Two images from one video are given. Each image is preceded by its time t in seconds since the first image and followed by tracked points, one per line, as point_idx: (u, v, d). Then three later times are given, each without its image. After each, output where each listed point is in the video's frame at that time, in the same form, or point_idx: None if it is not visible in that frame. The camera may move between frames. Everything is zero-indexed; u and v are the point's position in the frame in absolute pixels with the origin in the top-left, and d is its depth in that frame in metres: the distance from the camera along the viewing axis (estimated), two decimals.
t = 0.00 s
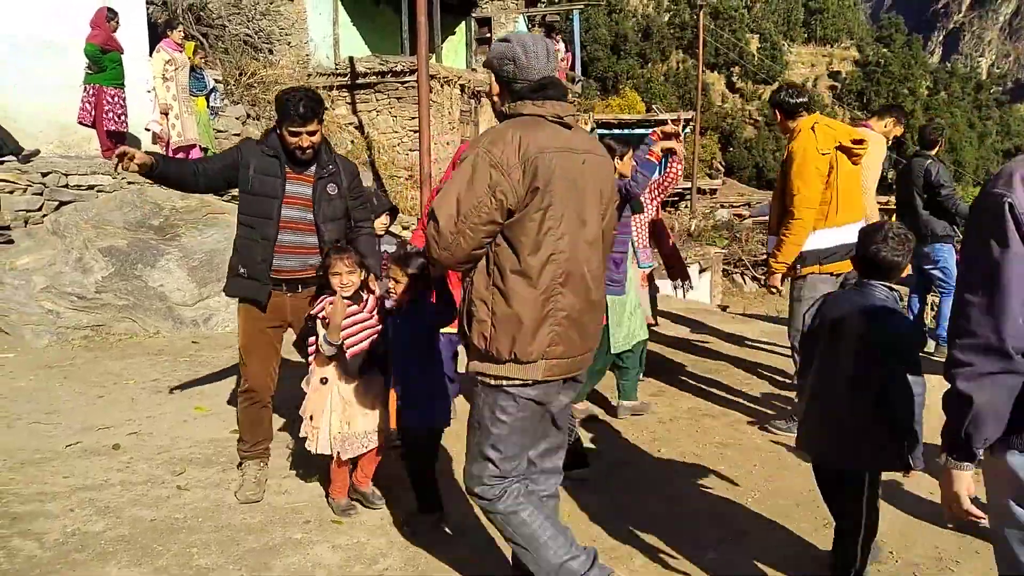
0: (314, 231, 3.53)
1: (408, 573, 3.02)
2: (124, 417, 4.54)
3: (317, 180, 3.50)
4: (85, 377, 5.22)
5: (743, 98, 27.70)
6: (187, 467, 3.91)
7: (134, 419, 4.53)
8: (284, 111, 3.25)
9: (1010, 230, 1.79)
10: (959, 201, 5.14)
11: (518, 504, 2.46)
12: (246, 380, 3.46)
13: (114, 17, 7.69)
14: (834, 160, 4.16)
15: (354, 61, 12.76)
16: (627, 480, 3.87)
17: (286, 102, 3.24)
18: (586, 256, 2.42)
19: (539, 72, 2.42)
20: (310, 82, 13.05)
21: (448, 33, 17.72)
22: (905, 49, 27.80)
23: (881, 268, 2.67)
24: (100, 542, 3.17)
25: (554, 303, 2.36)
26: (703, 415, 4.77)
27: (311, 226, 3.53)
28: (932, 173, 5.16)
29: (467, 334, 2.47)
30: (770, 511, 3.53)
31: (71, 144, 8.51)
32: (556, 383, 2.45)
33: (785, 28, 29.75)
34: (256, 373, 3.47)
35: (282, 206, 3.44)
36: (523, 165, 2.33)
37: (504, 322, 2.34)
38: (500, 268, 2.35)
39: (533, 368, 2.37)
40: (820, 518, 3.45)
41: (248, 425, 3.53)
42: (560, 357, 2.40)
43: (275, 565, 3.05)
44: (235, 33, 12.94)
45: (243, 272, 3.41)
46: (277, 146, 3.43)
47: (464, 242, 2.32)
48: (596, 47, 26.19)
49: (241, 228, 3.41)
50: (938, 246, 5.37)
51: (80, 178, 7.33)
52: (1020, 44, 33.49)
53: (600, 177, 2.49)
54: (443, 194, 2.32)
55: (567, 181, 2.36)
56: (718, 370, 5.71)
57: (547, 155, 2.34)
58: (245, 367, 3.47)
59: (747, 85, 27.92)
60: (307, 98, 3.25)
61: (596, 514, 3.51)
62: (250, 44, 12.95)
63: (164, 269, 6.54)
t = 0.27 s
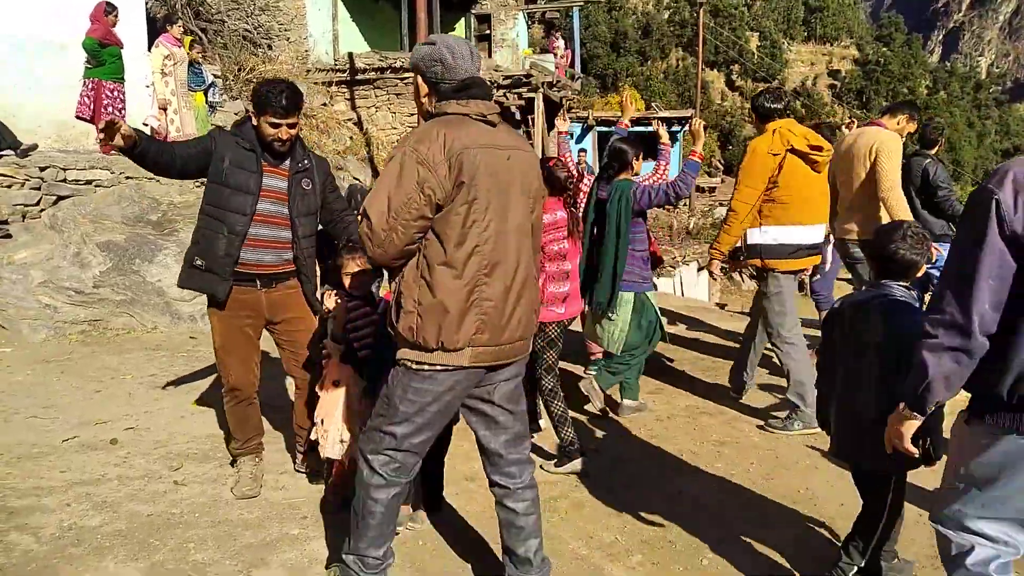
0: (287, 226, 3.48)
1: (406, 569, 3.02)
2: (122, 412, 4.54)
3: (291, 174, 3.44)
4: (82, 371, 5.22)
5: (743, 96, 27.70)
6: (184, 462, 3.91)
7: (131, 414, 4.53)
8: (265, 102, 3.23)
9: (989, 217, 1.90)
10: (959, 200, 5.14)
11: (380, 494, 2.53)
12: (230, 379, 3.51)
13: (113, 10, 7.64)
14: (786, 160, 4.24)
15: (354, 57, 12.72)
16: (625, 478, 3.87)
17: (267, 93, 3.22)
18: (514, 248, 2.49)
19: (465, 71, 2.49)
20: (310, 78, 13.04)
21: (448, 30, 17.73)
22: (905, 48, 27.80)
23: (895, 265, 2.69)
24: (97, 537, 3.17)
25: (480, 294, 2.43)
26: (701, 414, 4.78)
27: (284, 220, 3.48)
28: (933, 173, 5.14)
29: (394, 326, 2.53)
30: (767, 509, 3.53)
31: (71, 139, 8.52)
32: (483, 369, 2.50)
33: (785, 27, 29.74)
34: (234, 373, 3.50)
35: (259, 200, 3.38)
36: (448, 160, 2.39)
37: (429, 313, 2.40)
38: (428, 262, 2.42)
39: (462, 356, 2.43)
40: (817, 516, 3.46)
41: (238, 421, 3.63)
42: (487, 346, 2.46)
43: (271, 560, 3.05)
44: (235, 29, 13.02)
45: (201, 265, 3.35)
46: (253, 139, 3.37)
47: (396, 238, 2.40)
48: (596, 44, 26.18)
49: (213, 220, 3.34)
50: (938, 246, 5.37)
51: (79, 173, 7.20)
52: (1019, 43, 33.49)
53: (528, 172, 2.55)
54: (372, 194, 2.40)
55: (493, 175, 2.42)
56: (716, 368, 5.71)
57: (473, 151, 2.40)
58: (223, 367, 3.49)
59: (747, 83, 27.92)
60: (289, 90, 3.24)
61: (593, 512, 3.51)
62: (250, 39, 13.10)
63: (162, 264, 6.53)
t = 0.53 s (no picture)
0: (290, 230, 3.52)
1: (411, 569, 3.02)
2: (128, 411, 4.55)
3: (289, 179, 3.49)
4: (88, 370, 5.23)
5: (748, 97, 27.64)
6: (190, 460, 3.92)
7: (137, 412, 4.54)
8: (262, 108, 3.29)
9: (972, 214, 2.07)
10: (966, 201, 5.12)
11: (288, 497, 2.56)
12: (234, 387, 3.50)
13: (119, 10, 7.66)
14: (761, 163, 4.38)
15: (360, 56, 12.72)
16: (631, 479, 3.87)
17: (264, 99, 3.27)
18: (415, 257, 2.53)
19: (367, 85, 2.56)
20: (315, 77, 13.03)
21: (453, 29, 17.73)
22: (911, 49, 27.72)
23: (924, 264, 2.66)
24: (103, 535, 3.17)
25: (373, 303, 2.48)
26: (706, 414, 4.77)
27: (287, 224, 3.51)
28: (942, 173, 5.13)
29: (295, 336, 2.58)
30: (773, 510, 3.53)
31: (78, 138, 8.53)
32: (379, 377, 2.54)
33: (791, 27, 29.66)
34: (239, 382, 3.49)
35: (260, 208, 3.40)
36: (339, 176, 2.43)
37: (322, 324, 2.45)
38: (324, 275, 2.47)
39: (356, 362, 2.47)
40: (823, 518, 3.45)
41: (243, 428, 3.62)
42: (385, 354, 2.50)
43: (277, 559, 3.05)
44: (241, 28, 13.02)
45: (202, 275, 3.33)
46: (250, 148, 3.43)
47: (293, 253, 2.45)
48: (602, 44, 26.14)
49: (210, 228, 3.34)
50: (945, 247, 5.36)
51: (86, 172, 7.26)
52: None
53: (429, 182, 2.59)
54: (270, 212, 2.46)
55: (388, 186, 2.47)
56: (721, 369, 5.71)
57: (366, 165, 2.45)
58: (229, 376, 3.48)
59: (753, 83, 27.86)
60: (286, 95, 3.31)
61: (599, 513, 3.51)
62: (256, 39, 13.06)
63: (168, 263, 6.54)
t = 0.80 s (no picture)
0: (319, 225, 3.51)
1: (415, 570, 3.02)
2: (134, 411, 4.57)
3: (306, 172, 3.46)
4: (94, 370, 5.24)
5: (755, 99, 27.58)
6: (196, 461, 3.93)
7: (144, 413, 4.55)
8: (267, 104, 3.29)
9: (950, 204, 2.25)
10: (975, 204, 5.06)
11: (268, 501, 2.65)
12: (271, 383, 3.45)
13: (129, 12, 7.73)
14: (742, 163, 4.72)
15: (366, 58, 12.75)
16: (639, 481, 3.87)
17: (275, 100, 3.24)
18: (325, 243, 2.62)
19: (267, 73, 2.61)
20: (322, 80, 13.06)
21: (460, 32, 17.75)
22: (919, 51, 27.62)
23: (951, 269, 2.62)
24: (109, 535, 3.18)
25: (283, 287, 2.55)
26: (712, 417, 4.76)
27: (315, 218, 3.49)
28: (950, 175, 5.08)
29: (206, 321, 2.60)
30: (778, 513, 3.51)
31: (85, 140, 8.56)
32: (296, 360, 2.61)
33: (798, 29, 29.58)
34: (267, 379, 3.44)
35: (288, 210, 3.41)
36: (248, 161, 2.46)
37: (231, 309, 2.50)
38: (233, 259, 2.51)
39: (273, 347, 2.54)
40: (830, 520, 3.44)
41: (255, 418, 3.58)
42: (299, 338, 2.58)
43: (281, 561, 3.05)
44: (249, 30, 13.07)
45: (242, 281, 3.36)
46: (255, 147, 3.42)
47: (203, 237, 2.45)
48: (608, 46, 26.12)
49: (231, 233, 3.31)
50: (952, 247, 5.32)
51: (93, 173, 7.28)
52: None
53: (334, 169, 2.68)
54: (178, 195, 2.44)
55: (294, 173, 2.56)
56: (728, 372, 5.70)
57: (271, 151, 2.51)
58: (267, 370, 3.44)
59: (759, 86, 27.81)
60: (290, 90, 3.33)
61: (603, 514, 3.51)
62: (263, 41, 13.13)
63: (175, 264, 6.55)
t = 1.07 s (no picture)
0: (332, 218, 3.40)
1: (415, 568, 3.02)
2: (134, 410, 4.56)
3: (309, 164, 3.32)
4: (94, 369, 5.24)
5: (754, 98, 27.57)
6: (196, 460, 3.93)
7: (143, 411, 4.54)
8: (270, 106, 3.05)
9: (906, 213, 2.43)
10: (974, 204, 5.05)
11: (258, 489, 2.64)
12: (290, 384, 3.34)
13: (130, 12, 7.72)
14: (718, 170, 4.87)
15: (366, 57, 12.73)
16: (639, 479, 3.87)
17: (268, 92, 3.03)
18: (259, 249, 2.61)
19: (194, 80, 2.56)
20: (322, 78, 13.04)
21: (459, 31, 17.75)
22: (918, 50, 27.61)
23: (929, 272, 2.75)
24: (109, 533, 3.18)
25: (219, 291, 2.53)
26: (712, 415, 4.76)
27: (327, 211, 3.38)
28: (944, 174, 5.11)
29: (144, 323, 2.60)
30: (779, 511, 3.51)
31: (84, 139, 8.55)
32: (234, 362, 2.61)
33: (798, 28, 29.56)
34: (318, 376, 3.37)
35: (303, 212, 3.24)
36: (178, 166, 2.43)
37: (167, 311, 2.49)
38: (167, 264, 2.49)
39: (215, 346, 2.53)
40: (830, 519, 3.44)
41: (283, 415, 3.45)
42: (236, 339, 2.57)
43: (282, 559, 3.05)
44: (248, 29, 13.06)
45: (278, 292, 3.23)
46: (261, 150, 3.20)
47: (138, 243, 2.42)
48: (608, 45, 26.10)
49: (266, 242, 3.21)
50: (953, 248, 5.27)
51: (93, 172, 7.27)
52: None
53: (264, 175, 2.66)
54: (109, 200, 2.40)
55: (225, 180, 2.53)
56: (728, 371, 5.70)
57: (201, 157, 2.48)
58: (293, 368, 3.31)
59: (759, 85, 27.79)
60: (288, 87, 3.04)
61: (603, 513, 3.51)
62: (263, 40, 13.12)
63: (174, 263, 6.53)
